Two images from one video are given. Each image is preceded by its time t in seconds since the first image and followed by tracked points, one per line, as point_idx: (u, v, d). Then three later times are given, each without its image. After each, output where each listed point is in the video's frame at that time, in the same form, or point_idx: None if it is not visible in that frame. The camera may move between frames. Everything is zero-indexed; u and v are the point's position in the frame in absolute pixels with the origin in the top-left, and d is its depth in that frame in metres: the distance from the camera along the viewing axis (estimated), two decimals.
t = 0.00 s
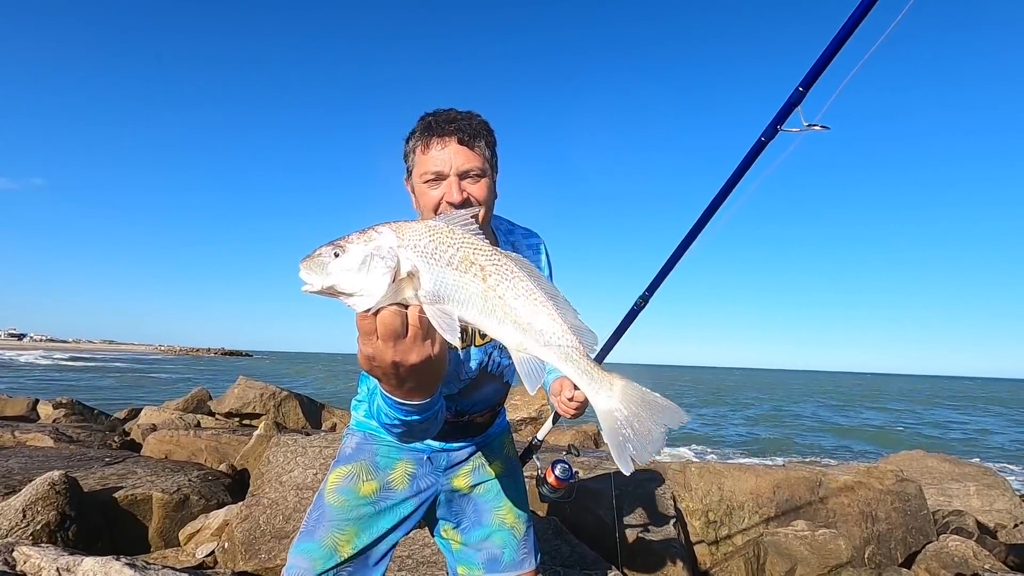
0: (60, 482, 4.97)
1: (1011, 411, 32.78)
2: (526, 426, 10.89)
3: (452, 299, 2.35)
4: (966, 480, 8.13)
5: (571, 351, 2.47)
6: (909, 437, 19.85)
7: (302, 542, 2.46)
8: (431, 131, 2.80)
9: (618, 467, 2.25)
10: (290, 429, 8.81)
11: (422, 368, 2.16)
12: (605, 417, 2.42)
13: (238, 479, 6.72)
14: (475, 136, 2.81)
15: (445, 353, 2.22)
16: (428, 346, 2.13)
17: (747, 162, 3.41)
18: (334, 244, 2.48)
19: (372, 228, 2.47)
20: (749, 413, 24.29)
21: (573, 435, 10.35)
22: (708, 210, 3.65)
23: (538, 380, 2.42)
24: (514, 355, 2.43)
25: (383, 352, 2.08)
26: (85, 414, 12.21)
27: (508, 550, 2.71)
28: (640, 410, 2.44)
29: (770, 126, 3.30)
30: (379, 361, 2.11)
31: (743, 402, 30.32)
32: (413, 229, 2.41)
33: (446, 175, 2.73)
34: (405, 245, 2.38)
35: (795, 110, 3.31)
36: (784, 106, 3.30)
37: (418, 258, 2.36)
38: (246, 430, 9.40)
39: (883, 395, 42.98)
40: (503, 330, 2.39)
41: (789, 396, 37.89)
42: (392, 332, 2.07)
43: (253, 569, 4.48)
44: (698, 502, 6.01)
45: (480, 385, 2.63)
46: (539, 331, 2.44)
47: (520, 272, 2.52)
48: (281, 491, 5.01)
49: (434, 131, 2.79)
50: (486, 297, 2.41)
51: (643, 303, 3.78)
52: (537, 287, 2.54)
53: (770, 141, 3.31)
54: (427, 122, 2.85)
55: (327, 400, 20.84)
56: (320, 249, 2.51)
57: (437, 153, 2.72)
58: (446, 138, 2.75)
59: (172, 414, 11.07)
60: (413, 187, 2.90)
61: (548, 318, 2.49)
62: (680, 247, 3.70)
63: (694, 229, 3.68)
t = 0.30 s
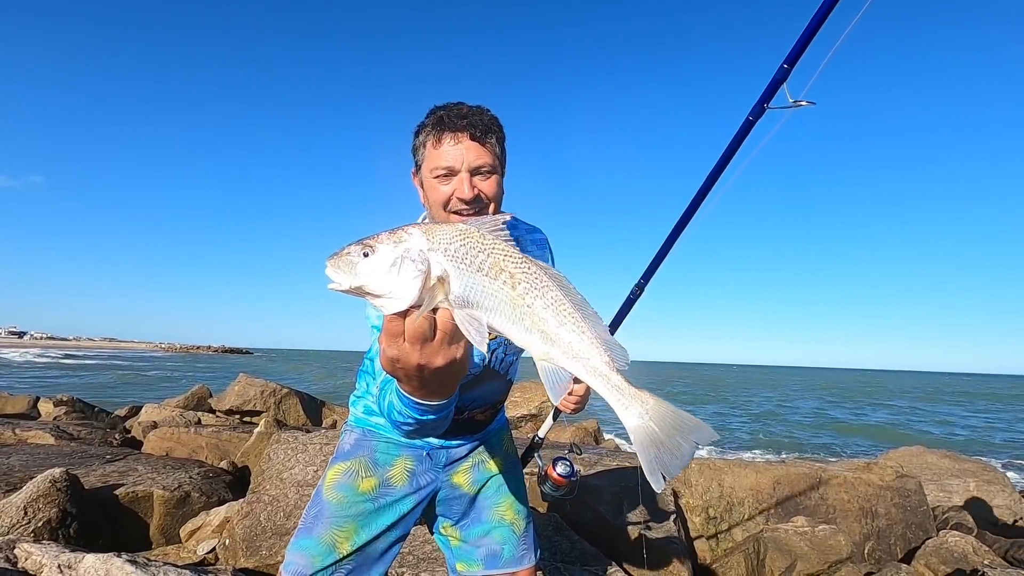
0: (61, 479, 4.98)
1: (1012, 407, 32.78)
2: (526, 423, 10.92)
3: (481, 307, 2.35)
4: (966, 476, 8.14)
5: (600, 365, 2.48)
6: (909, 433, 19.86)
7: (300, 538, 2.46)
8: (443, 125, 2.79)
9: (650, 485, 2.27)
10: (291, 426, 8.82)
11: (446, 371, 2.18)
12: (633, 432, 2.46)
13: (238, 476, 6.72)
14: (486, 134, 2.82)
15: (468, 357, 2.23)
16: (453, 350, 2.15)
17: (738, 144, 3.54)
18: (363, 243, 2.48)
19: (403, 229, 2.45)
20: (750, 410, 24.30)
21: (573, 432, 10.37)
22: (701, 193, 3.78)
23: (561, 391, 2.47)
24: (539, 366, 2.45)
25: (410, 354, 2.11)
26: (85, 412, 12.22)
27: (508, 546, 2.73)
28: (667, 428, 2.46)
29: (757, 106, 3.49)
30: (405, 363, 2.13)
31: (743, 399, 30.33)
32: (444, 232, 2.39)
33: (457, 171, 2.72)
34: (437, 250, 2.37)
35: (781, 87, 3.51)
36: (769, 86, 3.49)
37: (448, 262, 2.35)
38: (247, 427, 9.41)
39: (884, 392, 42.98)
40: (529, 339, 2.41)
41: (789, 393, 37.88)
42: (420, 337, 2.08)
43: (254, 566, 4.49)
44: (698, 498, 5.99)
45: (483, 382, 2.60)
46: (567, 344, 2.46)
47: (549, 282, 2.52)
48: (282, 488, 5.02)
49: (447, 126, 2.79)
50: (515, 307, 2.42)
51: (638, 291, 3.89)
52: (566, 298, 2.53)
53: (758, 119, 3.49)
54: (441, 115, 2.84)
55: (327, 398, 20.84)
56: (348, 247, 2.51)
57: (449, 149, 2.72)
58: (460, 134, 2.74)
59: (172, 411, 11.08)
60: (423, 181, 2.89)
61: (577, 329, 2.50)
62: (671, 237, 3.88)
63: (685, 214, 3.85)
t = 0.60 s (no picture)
0: (59, 483, 4.97)
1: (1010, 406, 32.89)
2: (526, 424, 10.91)
3: (490, 260, 2.36)
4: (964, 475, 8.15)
5: (605, 323, 2.53)
6: (908, 432, 19.92)
7: (292, 538, 2.42)
8: (449, 113, 2.80)
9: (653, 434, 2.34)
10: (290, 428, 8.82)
11: (450, 327, 2.01)
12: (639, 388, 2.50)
13: (238, 478, 6.72)
14: (492, 124, 2.84)
15: (473, 316, 2.07)
16: (460, 304, 1.99)
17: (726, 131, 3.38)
18: (378, 192, 2.45)
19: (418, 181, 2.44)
20: (749, 410, 24.33)
21: (572, 434, 10.37)
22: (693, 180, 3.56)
23: (566, 349, 2.49)
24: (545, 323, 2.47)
25: (416, 304, 1.93)
26: (83, 415, 12.20)
27: (502, 550, 2.69)
28: (670, 383, 2.50)
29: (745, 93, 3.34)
30: (410, 315, 1.96)
31: (742, 399, 30.38)
32: (458, 187, 2.40)
33: (462, 159, 2.73)
34: (452, 202, 2.37)
35: (769, 74, 3.36)
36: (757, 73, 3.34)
37: (461, 215, 2.35)
38: (245, 429, 9.40)
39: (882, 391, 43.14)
40: (538, 297, 2.44)
41: (788, 393, 37.90)
42: (426, 285, 1.92)
43: (253, 569, 4.48)
44: (697, 498, 6.01)
45: (477, 374, 2.63)
46: (575, 301, 2.49)
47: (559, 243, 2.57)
48: (281, 490, 5.01)
49: (454, 113, 2.80)
50: (525, 263, 2.44)
51: (636, 283, 3.70)
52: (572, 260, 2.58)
53: (748, 106, 3.33)
54: (448, 102, 2.86)
55: (325, 400, 20.82)
56: (363, 195, 2.49)
57: (455, 136, 2.73)
58: (467, 122, 2.76)
59: (171, 414, 11.06)
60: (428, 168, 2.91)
61: (583, 289, 2.54)
62: (664, 230, 3.73)
63: (677, 204, 3.65)
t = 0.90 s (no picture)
0: (53, 490, 4.94)
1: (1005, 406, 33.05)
2: (523, 428, 10.90)
3: (484, 231, 2.34)
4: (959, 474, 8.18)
5: (592, 307, 2.53)
6: (904, 433, 19.98)
7: (283, 538, 2.41)
8: (440, 101, 2.85)
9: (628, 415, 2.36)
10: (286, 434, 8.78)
11: (438, 294, 1.96)
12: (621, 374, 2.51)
13: (234, 484, 6.69)
14: (481, 105, 2.86)
15: (461, 285, 2.03)
16: (450, 272, 1.94)
17: (719, 121, 3.29)
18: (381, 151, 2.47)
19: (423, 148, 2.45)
20: (746, 413, 24.36)
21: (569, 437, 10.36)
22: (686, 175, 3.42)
23: (548, 329, 2.46)
24: (533, 301, 2.45)
25: (406, 267, 1.88)
26: (78, 422, 12.13)
27: (495, 556, 2.64)
28: (650, 368, 2.51)
29: (736, 83, 3.30)
30: (399, 279, 1.90)
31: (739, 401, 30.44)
32: (463, 157, 2.41)
33: (452, 133, 2.70)
34: (454, 170, 2.37)
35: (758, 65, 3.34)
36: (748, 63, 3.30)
37: (461, 184, 2.36)
38: (241, 435, 9.36)
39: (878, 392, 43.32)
40: (528, 273, 2.42)
41: (784, 394, 37.97)
42: (420, 248, 1.88)
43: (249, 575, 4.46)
44: (694, 501, 6.01)
45: (470, 367, 2.63)
46: (565, 283, 2.49)
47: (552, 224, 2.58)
48: (277, 496, 4.99)
49: (444, 100, 2.84)
50: (518, 239, 2.42)
51: (632, 277, 3.55)
52: (566, 244, 2.58)
53: (740, 96, 3.28)
54: (437, 95, 2.91)
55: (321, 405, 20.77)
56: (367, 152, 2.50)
57: (444, 114, 2.74)
58: (456, 103, 2.78)
59: (166, 420, 11.01)
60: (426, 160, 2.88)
61: (573, 273, 2.54)
62: (657, 226, 3.57)
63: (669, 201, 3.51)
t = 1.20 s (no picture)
0: (50, 495, 4.92)
1: (1004, 410, 33.11)
2: (522, 432, 10.88)
3: (477, 236, 2.34)
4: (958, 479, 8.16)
5: (580, 316, 2.51)
6: (903, 436, 19.99)
7: (282, 544, 2.38)
8: (433, 107, 2.85)
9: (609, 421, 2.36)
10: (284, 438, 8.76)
11: (429, 295, 1.96)
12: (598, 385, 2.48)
13: (232, 489, 6.67)
14: (472, 110, 2.86)
15: (453, 288, 2.03)
16: (442, 274, 1.94)
17: (711, 121, 3.28)
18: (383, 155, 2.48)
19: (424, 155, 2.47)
20: (745, 416, 24.33)
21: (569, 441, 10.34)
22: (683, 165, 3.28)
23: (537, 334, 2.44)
24: (523, 305, 2.43)
25: (399, 268, 1.88)
26: (76, 426, 12.10)
27: (492, 561, 2.63)
28: (632, 373, 2.49)
29: (727, 84, 3.31)
30: (391, 278, 1.90)
31: (738, 405, 30.42)
32: (461, 163, 2.43)
33: (445, 139, 2.71)
34: (452, 176, 2.39)
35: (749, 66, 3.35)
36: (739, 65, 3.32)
37: (457, 189, 2.37)
38: (239, 439, 9.35)
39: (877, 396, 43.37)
40: (519, 279, 2.40)
41: (783, 398, 37.96)
42: (413, 250, 1.87)
43: None
44: (694, 505, 6.01)
45: (464, 369, 2.63)
46: (556, 289, 2.48)
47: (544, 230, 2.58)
48: (275, 501, 4.98)
49: (435, 107, 2.85)
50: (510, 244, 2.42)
51: (630, 272, 3.42)
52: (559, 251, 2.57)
53: (732, 96, 3.27)
54: (427, 101, 2.91)
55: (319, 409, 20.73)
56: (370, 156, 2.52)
57: (436, 121, 2.76)
58: (447, 109, 2.79)
59: (164, 424, 10.98)
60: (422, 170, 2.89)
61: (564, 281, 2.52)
62: (654, 218, 3.40)
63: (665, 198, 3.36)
